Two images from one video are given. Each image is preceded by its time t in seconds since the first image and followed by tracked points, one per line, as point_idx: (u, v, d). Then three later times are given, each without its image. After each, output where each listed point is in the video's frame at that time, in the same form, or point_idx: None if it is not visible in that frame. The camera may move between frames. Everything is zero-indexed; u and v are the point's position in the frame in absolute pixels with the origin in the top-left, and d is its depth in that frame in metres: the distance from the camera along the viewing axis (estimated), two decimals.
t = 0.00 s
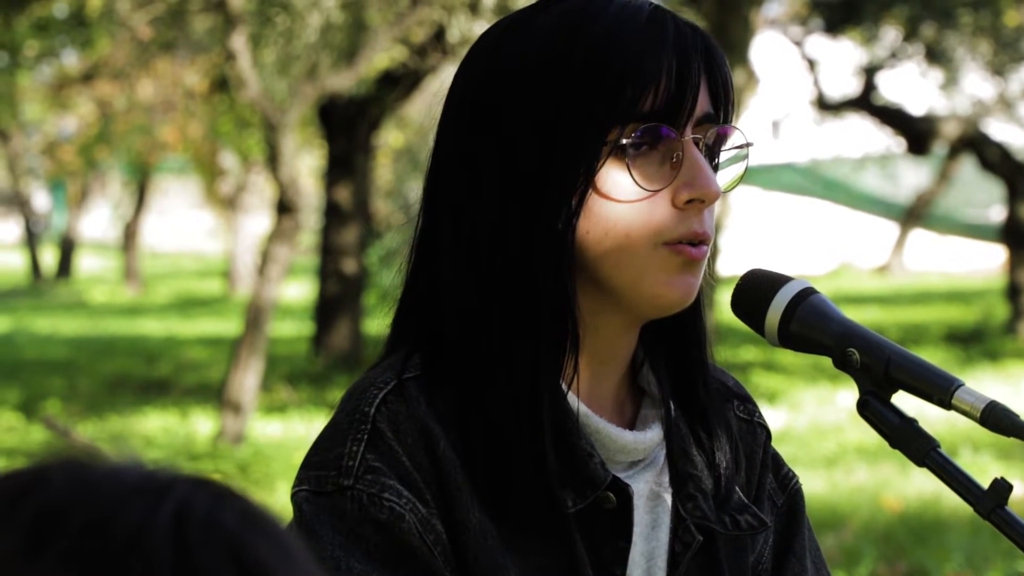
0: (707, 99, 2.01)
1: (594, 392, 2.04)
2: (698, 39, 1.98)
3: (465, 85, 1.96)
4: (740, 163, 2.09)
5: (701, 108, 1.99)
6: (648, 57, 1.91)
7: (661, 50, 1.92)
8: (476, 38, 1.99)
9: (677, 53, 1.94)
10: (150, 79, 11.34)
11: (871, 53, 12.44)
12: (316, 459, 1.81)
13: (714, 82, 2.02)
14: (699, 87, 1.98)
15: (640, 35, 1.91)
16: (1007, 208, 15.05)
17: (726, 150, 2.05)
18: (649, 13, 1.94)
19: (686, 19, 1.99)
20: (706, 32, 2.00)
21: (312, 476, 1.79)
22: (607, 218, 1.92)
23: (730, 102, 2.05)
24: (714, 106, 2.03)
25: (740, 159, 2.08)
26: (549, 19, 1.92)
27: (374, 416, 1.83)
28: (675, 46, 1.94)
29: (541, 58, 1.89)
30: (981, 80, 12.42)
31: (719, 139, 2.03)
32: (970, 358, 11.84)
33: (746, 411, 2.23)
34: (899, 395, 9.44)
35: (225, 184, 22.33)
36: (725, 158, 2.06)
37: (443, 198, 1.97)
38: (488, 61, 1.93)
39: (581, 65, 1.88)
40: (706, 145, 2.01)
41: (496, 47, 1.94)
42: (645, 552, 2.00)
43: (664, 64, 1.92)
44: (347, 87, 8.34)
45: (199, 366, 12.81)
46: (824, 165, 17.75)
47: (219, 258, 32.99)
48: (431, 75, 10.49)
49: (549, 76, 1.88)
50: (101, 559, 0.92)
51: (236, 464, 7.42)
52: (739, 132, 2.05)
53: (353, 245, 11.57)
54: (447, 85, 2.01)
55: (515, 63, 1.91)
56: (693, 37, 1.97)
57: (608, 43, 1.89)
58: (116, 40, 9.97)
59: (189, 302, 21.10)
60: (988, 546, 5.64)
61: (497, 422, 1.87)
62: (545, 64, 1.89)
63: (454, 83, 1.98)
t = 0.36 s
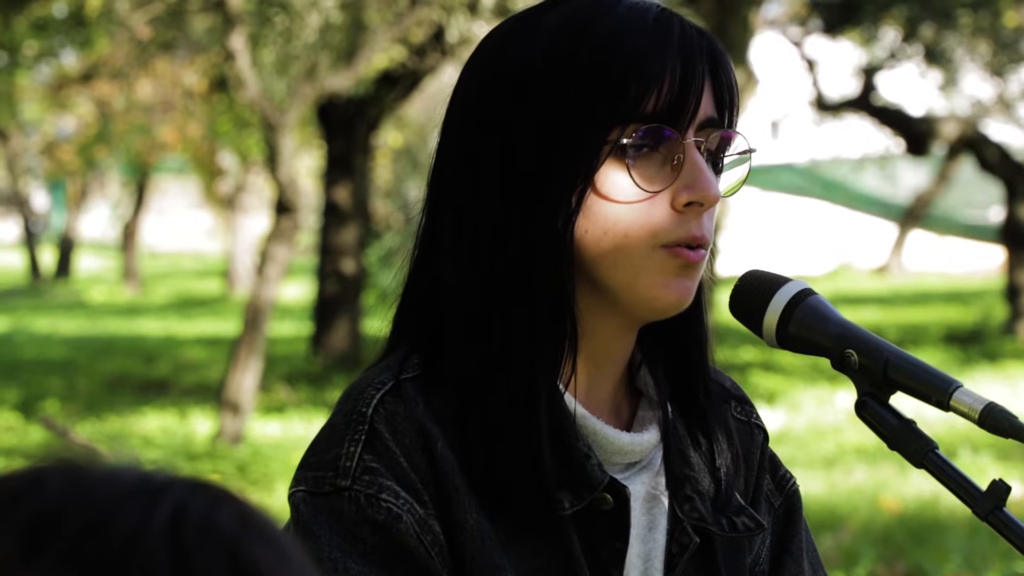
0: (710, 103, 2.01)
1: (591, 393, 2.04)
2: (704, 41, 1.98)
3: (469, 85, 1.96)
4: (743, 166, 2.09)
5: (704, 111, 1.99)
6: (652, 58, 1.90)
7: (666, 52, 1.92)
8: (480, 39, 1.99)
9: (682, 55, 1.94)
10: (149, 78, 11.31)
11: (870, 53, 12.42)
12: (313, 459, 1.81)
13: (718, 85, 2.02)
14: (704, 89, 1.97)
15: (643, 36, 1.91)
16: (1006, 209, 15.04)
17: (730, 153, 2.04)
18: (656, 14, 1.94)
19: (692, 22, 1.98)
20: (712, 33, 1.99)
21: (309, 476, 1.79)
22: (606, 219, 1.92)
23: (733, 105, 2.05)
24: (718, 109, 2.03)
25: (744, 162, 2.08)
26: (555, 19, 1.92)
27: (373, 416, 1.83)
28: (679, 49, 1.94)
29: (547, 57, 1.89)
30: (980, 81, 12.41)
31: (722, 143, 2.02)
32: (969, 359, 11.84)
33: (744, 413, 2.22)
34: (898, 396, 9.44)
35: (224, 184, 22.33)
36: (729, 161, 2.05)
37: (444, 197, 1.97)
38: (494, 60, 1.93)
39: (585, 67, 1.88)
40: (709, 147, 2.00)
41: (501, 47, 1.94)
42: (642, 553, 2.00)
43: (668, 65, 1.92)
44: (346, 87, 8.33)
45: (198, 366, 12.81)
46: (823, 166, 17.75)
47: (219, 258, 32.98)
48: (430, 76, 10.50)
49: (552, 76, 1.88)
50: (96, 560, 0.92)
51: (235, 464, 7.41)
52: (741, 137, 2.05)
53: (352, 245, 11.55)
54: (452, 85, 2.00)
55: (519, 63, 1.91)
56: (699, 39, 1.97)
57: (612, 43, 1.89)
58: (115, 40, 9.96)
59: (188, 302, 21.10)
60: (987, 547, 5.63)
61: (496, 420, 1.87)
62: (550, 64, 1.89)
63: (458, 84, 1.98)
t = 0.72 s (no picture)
0: (705, 102, 2.01)
1: (585, 392, 2.04)
2: (699, 39, 1.98)
3: (467, 83, 1.96)
4: (738, 165, 2.08)
5: (697, 111, 1.99)
6: (647, 56, 1.90)
7: (660, 50, 1.92)
8: (479, 35, 1.99)
9: (676, 53, 1.94)
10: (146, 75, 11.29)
11: (867, 52, 12.41)
12: (307, 456, 1.80)
13: (713, 84, 2.02)
14: (698, 87, 1.97)
15: (639, 35, 1.90)
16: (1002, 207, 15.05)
17: (725, 153, 2.04)
18: (652, 12, 1.93)
19: (688, 20, 1.98)
20: (707, 33, 1.99)
21: (303, 473, 1.78)
22: (599, 218, 1.92)
23: (729, 105, 2.05)
24: (714, 108, 2.03)
25: (739, 162, 2.07)
26: (552, 17, 1.91)
27: (367, 413, 1.82)
28: (674, 45, 1.93)
29: (543, 54, 1.89)
30: (976, 80, 12.41)
31: (717, 142, 2.02)
32: (965, 357, 11.84)
33: (739, 411, 2.22)
34: (894, 395, 9.44)
35: (220, 181, 22.31)
36: (724, 161, 2.05)
37: (441, 194, 1.97)
38: (491, 58, 1.93)
39: (579, 61, 1.88)
40: (702, 147, 2.00)
41: (498, 45, 1.94)
42: (635, 551, 2.00)
43: (662, 63, 1.92)
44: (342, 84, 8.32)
45: (194, 364, 12.80)
46: (818, 163, 17.78)
47: (214, 256, 32.93)
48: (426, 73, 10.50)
49: (547, 74, 1.88)
50: (90, 557, 0.92)
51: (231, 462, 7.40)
52: (738, 137, 2.05)
53: (348, 242, 11.53)
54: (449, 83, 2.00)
55: (514, 58, 1.91)
56: (694, 39, 1.96)
57: (608, 41, 1.89)
58: (112, 37, 9.94)
59: (184, 299, 21.08)
60: (983, 546, 5.63)
61: (491, 417, 1.87)
62: (547, 61, 1.89)
63: (456, 81, 1.98)
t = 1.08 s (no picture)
0: (697, 94, 2.01)
1: (579, 385, 2.04)
2: (691, 32, 1.98)
3: (458, 76, 1.95)
4: (731, 157, 2.09)
5: (688, 103, 1.99)
6: (637, 49, 1.90)
7: (650, 43, 1.91)
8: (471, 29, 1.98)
9: (666, 45, 1.94)
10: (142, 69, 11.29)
11: (863, 46, 12.39)
12: (301, 450, 1.80)
13: (705, 76, 2.02)
14: (688, 80, 1.98)
15: (630, 28, 1.90)
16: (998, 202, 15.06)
17: (717, 144, 2.05)
18: (643, 5, 1.93)
19: (678, 13, 1.99)
20: (698, 23, 1.99)
21: (298, 467, 1.78)
22: (592, 212, 1.92)
23: (721, 97, 2.05)
24: (705, 100, 2.03)
25: (731, 153, 2.08)
26: (542, 9, 1.91)
27: (362, 407, 1.81)
28: (664, 37, 1.93)
29: (533, 47, 1.89)
30: (972, 74, 12.42)
31: (709, 133, 2.02)
32: (962, 352, 11.86)
33: (732, 403, 2.22)
34: (890, 389, 9.45)
35: (216, 176, 22.31)
36: (717, 151, 2.05)
37: (435, 186, 1.97)
38: (483, 49, 1.93)
39: (570, 53, 1.88)
40: (693, 139, 2.00)
41: (489, 37, 1.93)
42: (629, 545, 2.00)
43: (652, 55, 1.92)
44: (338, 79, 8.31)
45: (191, 358, 12.81)
46: (815, 158, 17.78)
47: (210, 250, 32.91)
48: (423, 68, 10.47)
49: (539, 69, 1.88)
50: (87, 551, 0.92)
51: (227, 456, 7.40)
52: (730, 129, 2.05)
53: (345, 237, 11.52)
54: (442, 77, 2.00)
55: (505, 50, 1.91)
56: (685, 30, 1.97)
57: (600, 34, 1.89)
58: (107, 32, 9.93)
59: (180, 294, 21.06)
60: (978, 540, 5.64)
61: (483, 409, 1.87)
62: (537, 56, 1.88)
63: (448, 74, 1.97)
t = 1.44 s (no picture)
0: (690, 90, 2.02)
1: (577, 379, 2.05)
2: (682, 28, 1.99)
3: (452, 71, 1.96)
4: (724, 152, 2.10)
5: (681, 99, 2.00)
6: (630, 45, 1.91)
7: (642, 39, 1.92)
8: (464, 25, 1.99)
9: (658, 40, 1.94)
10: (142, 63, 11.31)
11: (864, 40, 12.41)
12: (299, 446, 1.80)
13: (698, 72, 2.03)
14: (681, 76, 1.98)
15: (623, 23, 1.91)
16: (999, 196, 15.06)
17: (710, 140, 2.06)
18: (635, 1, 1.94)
19: (671, 9, 1.99)
20: (689, 18, 2.00)
21: (295, 463, 1.78)
22: (590, 208, 1.93)
23: (713, 92, 2.06)
24: (697, 95, 2.04)
25: (724, 148, 2.09)
26: (534, 5, 1.91)
27: (358, 402, 1.82)
28: (656, 32, 1.94)
29: (526, 43, 1.89)
30: (973, 68, 12.40)
31: (700, 129, 2.03)
32: (962, 346, 11.86)
33: (730, 397, 2.23)
34: (890, 383, 9.46)
35: (217, 170, 22.31)
36: (710, 147, 2.06)
37: (430, 182, 1.98)
38: (481, 43, 1.93)
39: (564, 48, 1.88)
40: (685, 134, 2.01)
41: (484, 31, 1.93)
42: (631, 537, 2.00)
43: (644, 50, 1.92)
44: (339, 72, 8.31)
45: (192, 351, 12.82)
46: (816, 152, 17.78)
47: (211, 244, 32.93)
48: (424, 62, 10.46)
49: (533, 64, 1.88)
50: (90, 545, 0.92)
51: (228, 449, 7.41)
52: (724, 124, 2.06)
53: (345, 231, 11.53)
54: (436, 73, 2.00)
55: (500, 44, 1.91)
56: (676, 26, 1.97)
57: (593, 29, 1.89)
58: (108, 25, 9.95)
59: (181, 287, 21.08)
60: (978, 534, 5.65)
61: (479, 404, 1.87)
62: (530, 51, 1.89)
63: (443, 68, 1.97)
